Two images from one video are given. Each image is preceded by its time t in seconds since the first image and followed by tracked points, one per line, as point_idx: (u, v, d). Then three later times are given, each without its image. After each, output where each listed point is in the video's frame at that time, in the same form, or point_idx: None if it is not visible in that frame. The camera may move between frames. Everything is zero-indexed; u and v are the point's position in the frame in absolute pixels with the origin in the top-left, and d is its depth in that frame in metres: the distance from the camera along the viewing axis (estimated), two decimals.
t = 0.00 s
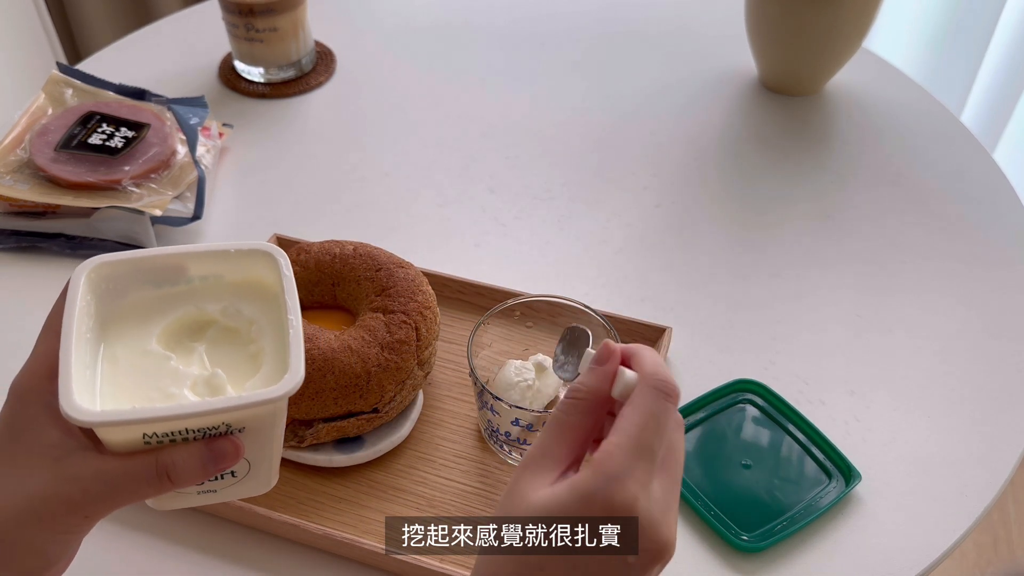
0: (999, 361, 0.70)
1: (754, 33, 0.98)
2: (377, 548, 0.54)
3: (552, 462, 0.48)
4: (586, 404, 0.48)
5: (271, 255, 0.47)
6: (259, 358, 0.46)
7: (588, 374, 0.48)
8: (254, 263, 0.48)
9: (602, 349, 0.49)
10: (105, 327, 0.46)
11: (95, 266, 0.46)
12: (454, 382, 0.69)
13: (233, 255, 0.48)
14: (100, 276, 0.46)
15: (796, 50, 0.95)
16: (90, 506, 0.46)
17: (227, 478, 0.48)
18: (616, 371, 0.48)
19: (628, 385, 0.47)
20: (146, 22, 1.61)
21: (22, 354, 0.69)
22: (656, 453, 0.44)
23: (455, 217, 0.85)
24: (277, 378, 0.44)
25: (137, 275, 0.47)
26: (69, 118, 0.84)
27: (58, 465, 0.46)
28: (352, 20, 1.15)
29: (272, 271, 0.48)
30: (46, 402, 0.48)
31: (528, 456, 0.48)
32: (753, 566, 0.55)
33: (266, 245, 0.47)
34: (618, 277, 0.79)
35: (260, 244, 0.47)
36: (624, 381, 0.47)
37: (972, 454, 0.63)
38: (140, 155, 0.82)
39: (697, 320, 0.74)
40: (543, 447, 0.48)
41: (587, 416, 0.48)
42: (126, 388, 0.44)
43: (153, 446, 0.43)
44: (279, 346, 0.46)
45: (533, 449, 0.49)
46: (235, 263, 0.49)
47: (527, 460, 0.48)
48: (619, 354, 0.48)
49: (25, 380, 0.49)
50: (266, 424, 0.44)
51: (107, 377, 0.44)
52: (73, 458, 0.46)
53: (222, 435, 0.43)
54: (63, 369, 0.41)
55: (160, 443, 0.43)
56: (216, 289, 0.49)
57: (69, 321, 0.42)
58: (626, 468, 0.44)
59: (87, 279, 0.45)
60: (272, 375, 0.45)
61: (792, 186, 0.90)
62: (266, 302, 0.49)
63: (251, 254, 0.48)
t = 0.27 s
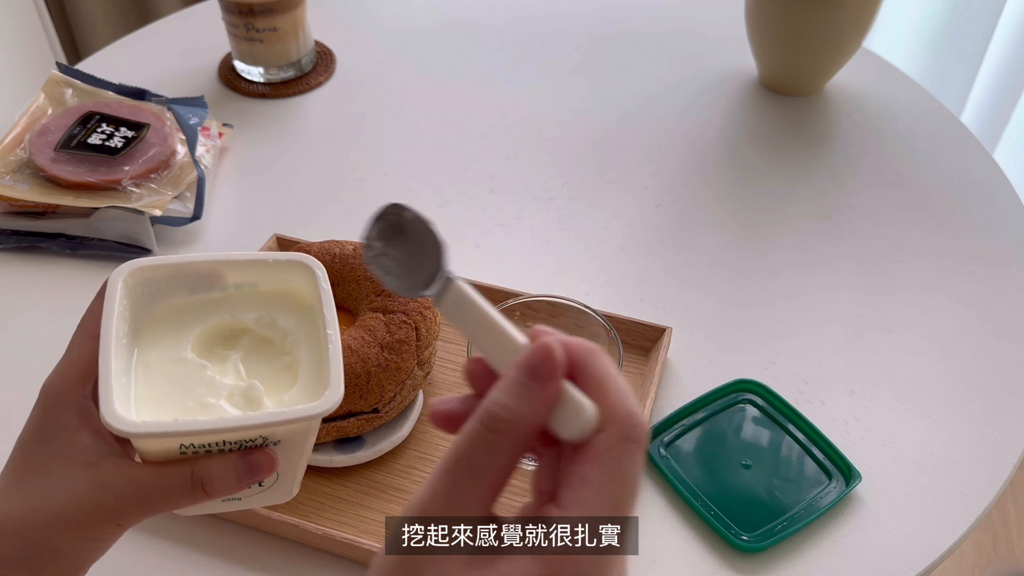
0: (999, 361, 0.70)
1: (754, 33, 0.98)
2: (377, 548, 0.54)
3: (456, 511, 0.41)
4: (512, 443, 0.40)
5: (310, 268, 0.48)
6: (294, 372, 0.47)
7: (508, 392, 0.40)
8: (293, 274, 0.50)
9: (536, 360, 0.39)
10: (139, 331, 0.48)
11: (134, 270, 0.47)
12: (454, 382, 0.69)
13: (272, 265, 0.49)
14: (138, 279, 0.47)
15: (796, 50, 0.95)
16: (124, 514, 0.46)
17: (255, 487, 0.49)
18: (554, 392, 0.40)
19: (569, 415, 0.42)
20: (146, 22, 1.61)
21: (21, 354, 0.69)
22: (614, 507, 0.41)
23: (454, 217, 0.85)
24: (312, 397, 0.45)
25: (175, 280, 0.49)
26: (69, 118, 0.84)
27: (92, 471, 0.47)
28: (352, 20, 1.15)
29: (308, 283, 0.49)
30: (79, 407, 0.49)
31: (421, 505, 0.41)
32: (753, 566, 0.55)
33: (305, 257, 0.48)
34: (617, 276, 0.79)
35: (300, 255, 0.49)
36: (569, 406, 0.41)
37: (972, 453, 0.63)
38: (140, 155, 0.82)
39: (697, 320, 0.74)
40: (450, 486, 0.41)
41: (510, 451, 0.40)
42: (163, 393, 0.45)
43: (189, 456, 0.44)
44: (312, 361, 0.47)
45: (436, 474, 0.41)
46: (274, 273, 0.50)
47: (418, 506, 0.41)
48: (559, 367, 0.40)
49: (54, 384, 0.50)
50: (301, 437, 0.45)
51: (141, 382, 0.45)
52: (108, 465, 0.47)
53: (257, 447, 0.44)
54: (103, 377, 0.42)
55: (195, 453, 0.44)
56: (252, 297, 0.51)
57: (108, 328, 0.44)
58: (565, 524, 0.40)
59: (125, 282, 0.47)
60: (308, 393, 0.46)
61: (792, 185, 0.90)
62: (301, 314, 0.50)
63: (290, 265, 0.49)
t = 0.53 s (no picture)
0: (999, 361, 0.70)
1: (754, 33, 0.98)
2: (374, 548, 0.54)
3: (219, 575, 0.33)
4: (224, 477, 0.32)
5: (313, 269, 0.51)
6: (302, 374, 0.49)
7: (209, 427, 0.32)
8: (295, 275, 0.51)
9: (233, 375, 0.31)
10: (143, 335, 0.49)
11: (133, 276, 0.49)
12: (454, 382, 0.69)
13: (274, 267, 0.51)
14: (139, 285, 0.49)
15: (796, 50, 0.95)
16: (133, 522, 0.47)
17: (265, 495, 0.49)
18: (245, 403, 0.31)
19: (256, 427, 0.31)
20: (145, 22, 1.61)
21: (21, 355, 0.69)
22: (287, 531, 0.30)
23: (454, 217, 0.85)
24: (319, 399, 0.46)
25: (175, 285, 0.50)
26: (69, 117, 0.84)
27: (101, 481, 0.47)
28: (352, 20, 1.15)
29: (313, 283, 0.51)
30: (84, 416, 0.48)
31: None
32: (753, 566, 0.55)
33: (307, 258, 0.51)
34: (617, 276, 0.79)
35: (302, 257, 0.51)
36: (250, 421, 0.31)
37: (972, 453, 0.63)
38: (140, 155, 0.82)
39: (697, 320, 0.74)
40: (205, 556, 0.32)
41: (234, 487, 0.32)
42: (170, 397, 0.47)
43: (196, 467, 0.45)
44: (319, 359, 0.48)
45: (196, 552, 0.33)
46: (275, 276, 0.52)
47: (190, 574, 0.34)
48: (242, 379, 0.31)
49: (57, 391, 0.49)
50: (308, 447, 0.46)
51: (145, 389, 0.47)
52: (117, 475, 0.47)
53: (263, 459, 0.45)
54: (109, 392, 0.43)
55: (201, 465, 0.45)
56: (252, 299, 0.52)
57: (111, 334, 0.45)
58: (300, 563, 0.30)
59: (125, 290, 0.48)
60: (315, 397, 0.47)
61: (793, 185, 0.90)
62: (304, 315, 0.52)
63: (292, 267, 0.51)
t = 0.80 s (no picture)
0: (999, 361, 0.70)
1: (754, 33, 0.98)
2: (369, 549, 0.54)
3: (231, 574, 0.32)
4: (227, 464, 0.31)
5: (316, 278, 0.51)
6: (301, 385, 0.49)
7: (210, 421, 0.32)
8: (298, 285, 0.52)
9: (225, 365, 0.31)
10: (143, 342, 0.49)
11: (135, 282, 0.49)
12: (454, 382, 0.69)
13: (278, 276, 0.52)
14: (139, 292, 0.49)
15: (796, 50, 0.95)
16: (129, 532, 0.47)
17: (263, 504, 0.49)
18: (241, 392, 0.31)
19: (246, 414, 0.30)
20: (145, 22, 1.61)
21: (22, 354, 0.69)
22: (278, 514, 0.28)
23: (454, 217, 0.85)
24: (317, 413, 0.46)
25: (176, 292, 0.50)
26: (68, 117, 0.84)
27: (97, 490, 0.47)
28: (352, 19, 1.15)
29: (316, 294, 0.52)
30: (79, 424, 0.48)
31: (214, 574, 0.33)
32: (753, 566, 0.55)
33: (311, 267, 0.51)
34: (617, 276, 0.79)
35: (305, 265, 0.51)
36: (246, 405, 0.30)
37: (972, 453, 0.63)
38: (140, 155, 0.82)
39: (697, 320, 0.74)
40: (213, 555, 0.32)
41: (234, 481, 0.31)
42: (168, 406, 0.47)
43: (191, 478, 0.45)
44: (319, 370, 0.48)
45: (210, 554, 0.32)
46: (277, 284, 0.52)
47: None
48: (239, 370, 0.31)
49: (53, 398, 0.49)
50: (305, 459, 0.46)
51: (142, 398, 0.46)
52: (113, 484, 0.47)
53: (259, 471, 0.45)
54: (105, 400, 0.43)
55: (196, 476, 0.45)
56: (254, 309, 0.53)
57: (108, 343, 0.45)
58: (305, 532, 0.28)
59: (125, 297, 0.48)
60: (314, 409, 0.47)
61: (793, 185, 0.90)
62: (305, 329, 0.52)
63: (295, 275, 0.52)
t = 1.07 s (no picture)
0: (999, 361, 0.70)
1: (754, 33, 0.98)
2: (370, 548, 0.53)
3: (303, 527, 0.37)
4: (333, 441, 0.37)
5: (327, 285, 0.49)
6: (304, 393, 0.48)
7: (324, 396, 0.37)
8: (308, 288, 0.50)
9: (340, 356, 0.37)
10: (151, 339, 0.49)
11: (146, 278, 0.48)
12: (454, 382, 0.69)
13: (288, 279, 0.50)
14: (149, 287, 0.48)
15: (796, 50, 0.95)
16: (125, 531, 0.46)
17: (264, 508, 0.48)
18: (367, 379, 0.38)
19: (379, 395, 0.38)
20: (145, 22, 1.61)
21: (21, 354, 0.69)
22: (430, 481, 0.36)
23: (454, 217, 0.85)
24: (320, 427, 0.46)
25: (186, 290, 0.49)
26: (68, 118, 0.84)
27: (95, 486, 0.47)
28: (352, 19, 1.15)
29: (326, 300, 0.50)
30: (83, 419, 0.48)
31: (275, 525, 0.37)
32: (753, 566, 0.55)
33: (322, 272, 0.49)
34: (617, 276, 0.79)
35: (316, 269, 0.49)
36: (379, 390, 0.38)
37: (972, 453, 0.63)
38: (140, 155, 0.82)
39: (697, 320, 0.74)
40: (287, 507, 0.37)
41: (337, 450, 0.37)
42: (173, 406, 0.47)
43: (190, 477, 0.45)
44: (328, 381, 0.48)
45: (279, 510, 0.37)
46: (289, 287, 0.50)
47: (274, 531, 0.37)
48: (364, 357, 0.37)
49: (59, 391, 0.49)
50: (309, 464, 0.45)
51: (144, 398, 0.46)
52: (111, 481, 0.47)
53: (260, 473, 0.45)
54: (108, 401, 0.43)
55: (196, 475, 0.44)
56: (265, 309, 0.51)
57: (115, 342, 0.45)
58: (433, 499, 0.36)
59: (135, 293, 0.47)
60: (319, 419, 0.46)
61: (793, 185, 0.90)
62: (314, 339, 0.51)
63: (306, 280, 0.50)
